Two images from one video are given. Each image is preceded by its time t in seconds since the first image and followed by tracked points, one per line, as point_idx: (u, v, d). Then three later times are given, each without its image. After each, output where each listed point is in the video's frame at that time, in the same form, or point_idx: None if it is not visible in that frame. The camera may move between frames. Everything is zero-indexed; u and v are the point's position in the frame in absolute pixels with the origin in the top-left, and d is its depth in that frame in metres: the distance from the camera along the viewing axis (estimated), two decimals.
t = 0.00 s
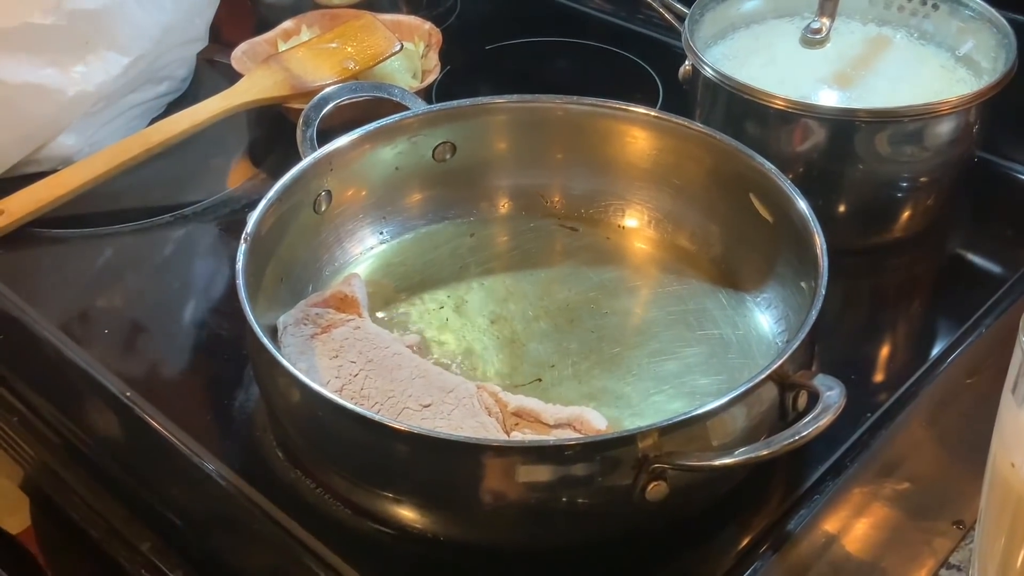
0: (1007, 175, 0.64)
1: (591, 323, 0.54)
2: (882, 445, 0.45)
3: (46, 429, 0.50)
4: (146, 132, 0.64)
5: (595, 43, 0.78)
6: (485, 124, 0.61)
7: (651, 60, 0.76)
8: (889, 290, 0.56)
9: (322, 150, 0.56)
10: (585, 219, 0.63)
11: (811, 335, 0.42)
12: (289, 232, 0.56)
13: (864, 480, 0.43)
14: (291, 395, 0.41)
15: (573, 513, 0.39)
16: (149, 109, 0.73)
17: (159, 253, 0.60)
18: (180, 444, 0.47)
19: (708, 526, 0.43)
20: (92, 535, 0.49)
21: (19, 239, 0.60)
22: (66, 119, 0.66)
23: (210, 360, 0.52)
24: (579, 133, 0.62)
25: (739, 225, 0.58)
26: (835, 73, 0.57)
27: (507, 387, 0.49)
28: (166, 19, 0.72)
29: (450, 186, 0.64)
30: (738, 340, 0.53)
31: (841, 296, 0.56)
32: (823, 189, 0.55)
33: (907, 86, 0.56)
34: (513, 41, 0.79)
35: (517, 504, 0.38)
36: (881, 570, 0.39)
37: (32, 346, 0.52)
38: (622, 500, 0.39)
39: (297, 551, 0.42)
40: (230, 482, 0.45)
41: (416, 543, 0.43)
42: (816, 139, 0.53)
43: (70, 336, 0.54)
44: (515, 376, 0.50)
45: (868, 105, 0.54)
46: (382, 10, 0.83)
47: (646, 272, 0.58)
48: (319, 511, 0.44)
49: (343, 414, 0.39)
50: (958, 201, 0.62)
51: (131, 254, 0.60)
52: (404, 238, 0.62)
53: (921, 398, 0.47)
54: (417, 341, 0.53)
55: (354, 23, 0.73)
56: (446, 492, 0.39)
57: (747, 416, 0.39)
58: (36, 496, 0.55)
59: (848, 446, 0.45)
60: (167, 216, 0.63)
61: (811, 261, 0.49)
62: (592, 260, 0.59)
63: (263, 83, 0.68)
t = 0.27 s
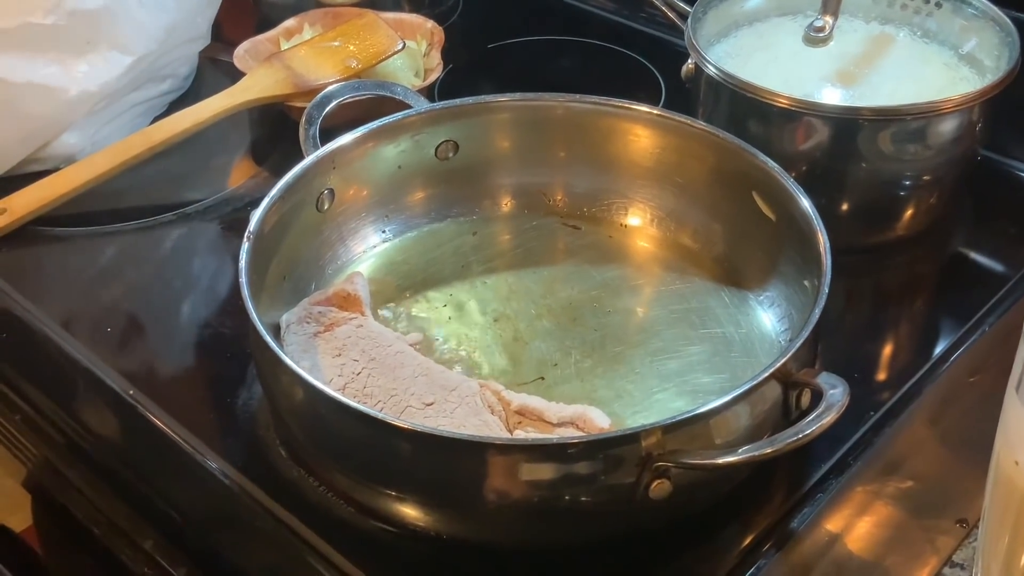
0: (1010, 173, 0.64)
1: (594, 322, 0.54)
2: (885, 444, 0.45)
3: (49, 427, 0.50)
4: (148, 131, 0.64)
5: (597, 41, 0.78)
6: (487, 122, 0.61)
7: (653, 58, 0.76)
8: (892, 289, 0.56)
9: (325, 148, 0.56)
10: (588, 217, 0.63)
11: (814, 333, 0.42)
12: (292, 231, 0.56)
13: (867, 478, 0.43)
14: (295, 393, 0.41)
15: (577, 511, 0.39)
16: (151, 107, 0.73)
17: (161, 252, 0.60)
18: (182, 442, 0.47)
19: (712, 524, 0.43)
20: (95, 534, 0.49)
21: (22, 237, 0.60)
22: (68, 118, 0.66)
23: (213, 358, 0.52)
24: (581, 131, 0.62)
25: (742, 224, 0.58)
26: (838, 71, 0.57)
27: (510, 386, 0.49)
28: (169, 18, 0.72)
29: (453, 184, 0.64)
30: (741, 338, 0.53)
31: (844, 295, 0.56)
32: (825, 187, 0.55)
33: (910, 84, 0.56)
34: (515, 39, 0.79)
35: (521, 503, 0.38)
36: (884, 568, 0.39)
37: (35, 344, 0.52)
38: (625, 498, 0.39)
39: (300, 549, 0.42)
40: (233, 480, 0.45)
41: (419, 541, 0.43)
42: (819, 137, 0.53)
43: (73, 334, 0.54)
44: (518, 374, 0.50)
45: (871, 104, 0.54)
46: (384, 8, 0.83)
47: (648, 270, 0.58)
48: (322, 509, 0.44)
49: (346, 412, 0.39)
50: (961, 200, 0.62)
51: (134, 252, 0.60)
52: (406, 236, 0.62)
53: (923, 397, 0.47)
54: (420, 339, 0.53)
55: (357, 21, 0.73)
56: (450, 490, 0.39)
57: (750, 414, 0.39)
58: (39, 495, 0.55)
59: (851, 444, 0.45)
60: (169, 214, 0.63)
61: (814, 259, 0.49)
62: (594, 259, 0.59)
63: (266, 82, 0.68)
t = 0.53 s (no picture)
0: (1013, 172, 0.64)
1: (596, 320, 0.54)
2: (888, 443, 0.45)
3: (51, 426, 0.50)
4: (150, 129, 0.64)
5: (600, 40, 0.78)
6: (490, 121, 0.61)
7: (655, 57, 0.76)
8: (894, 288, 0.56)
9: (327, 147, 0.56)
10: (590, 216, 0.63)
11: (817, 333, 0.42)
12: (294, 229, 0.56)
13: (869, 478, 0.43)
14: (296, 392, 0.41)
15: (579, 510, 0.39)
16: (152, 106, 0.73)
17: (163, 250, 0.60)
18: (184, 440, 0.47)
19: (714, 523, 0.43)
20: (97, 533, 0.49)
21: (23, 236, 0.60)
22: (69, 116, 0.66)
23: (215, 357, 0.52)
24: (584, 129, 0.62)
25: (744, 222, 0.58)
26: (841, 70, 0.57)
27: (512, 385, 0.49)
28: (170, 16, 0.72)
29: (455, 183, 0.64)
30: (743, 337, 0.53)
31: (846, 294, 0.56)
32: (828, 186, 0.55)
33: (913, 83, 0.56)
34: (517, 38, 0.79)
35: (522, 502, 0.38)
36: (887, 568, 0.39)
37: (37, 343, 0.52)
38: (627, 498, 0.39)
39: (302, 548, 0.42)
40: (235, 479, 0.45)
41: (421, 540, 0.42)
42: (821, 136, 0.53)
43: (75, 333, 0.54)
44: (520, 373, 0.50)
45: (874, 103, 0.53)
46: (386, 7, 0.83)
47: (650, 269, 0.58)
48: (324, 508, 0.44)
49: (348, 411, 0.39)
50: (963, 199, 0.62)
51: (136, 251, 0.60)
52: (409, 235, 0.62)
53: (926, 396, 0.47)
54: (422, 338, 0.53)
55: (359, 20, 0.73)
56: (452, 489, 0.39)
57: (752, 414, 0.39)
58: (41, 494, 0.55)
59: (854, 444, 0.45)
60: (171, 213, 0.63)
61: (816, 258, 0.49)
62: (596, 258, 0.59)
63: (268, 80, 0.68)
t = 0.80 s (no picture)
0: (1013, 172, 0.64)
1: (596, 321, 0.54)
2: (887, 444, 0.45)
3: (50, 426, 0.50)
4: (149, 129, 0.64)
5: (600, 40, 0.78)
6: (489, 121, 0.61)
7: (656, 57, 0.76)
8: (894, 288, 0.56)
9: (327, 147, 0.56)
10: (590, 216, 0.63)
11: (817, 333, 0.42)
12: (293, 230, 0.56)
13: (869, 478, 0.43)
14: (295, 392, 0.41)
15: (578, 511, 0.39)
16: (152, 105, 0.73)
17: (163, 250, 0.60)
18: (183, 441, 0.47)
19: (714, 524, 0.43)
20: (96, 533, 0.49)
21: (23, 236, 0.60)
22: (69, 116, 0.66)
23: (215, 357, 0.52)
24: (584, 130, 0.62)
25: (744, 223, 0.58)
26: (841, 70, 0.57)
27: (511, 385, 0.49)
28: (170, 16, 0.72)
29: (455, 183, 0.64)
30: (743, 337, 0.53)
31: (847, 295, 0.55)
32: (828, 187, 0.55)
33: (913, 83, 0.56)
34: (518, 38, 0.79)
35: (522, 502, 0.38)
36: (887, 568, 0.39)
37: (36, 343, 0.52)
38: (626, 498, 0.39)
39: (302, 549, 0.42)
40: (234, 480, 0.45)
41: (420, 541, 0.42)
42: (821, 136, 0.53)
43: (74, 333, 0.54)
44: (519, 373, 0.50)
45: (874, 103, 0.53)
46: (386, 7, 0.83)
47: (650, 270, 0.58)
48: (323, 509, 0.44)
49: (347, 411, 0.39)
50: (963, 199, 0.62)
51: (135, 251, 0.60)
52: (408, 235, 0.62)
53: (926, 397, 0.47)
54: (422, 338, 0.53)
55: (359, 20, 0.73)
56: (451, 490, 0.39)
57: (751, 415, 0.39)
58: (41, 494, 0.55)
59: (854, 444, 0.45)
60: (170, 213, 0.62)
61: (816, 259, 0.49)
62: (596, 258, 0.59)
63: (267, 80, 0.68)
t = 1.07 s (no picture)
0: (1015, 172, 0.64)
1: (598, 321, 0.54)
2: (889, 444, 0.45)
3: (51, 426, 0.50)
4: (151, 129, 0.64)
5: (602, 40, 0.78)
6: (491, 121, 0.61)
7: (657, 56, 0.76)
8: (896, 288, 0.56)
9: (328, 146, 0.56)
10: (592, 216, 0.63)
11: (819, 333, 0.42)
12: (295, 229, 0.56)
13: (871, 479, 0.43)
14: (297, 392, 0.41)
15: (579, 511, 0.39)
16: (153, 105, 0.73)
17: (164, 250, 0.59)
18: (184, 440, 0.47)
19: (715, 524, 0.43)
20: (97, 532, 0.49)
21: (24, 235, 0.60)
22: (70, 115, 0.66)
23: (216, 356, 0.52)
24: (585, 129, 0.61)
25: (746, 223, 0.57)
26: (843, 70, 0.57)
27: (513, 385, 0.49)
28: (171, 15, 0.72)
29: (457, 182, 0.64)
30: (745, 337, 0.53)
31: (848, 295, 0.55)
32: (830, 186, 0.55)
33: (915, 83, 0.56)
34: (519, 38, 0.79)
35: (523, 502, 0.38)
36: (888, 569, 0.39)
37: (37, 343, 0.52)
38: (628, 498, 0.39)
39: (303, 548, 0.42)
40: (235, 480, 0.45)
41: (421, 541, 0.42)
42: (823, 136, 0.53)
43: (75, 332, 0.54)
44: (520, 372, 0.50)
45: (876, 103, 0.53)
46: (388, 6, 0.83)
47: (652, 269, 0.58)
48: (324, 508, 0.44)
49: (348, 411, 0.39)
50: (965, 199, 0.62)
51: (136, 250, 0.60)
52: (410, 234, 0.62)
53: (928, 397, 0.47)
54: (423, 338, 0.53)
55: (361, 19, 0.73)
56: (452, 489, 0.39)
57: (753, 415, 0.39)
58: (42, 494, 0.55)
59: (855, 445, 0.45)
60: (172, 213, 0.62)
61: (818, 259, 0.49)
62: (598, 258, 0.59)
63: (269, 80, 0.68)
